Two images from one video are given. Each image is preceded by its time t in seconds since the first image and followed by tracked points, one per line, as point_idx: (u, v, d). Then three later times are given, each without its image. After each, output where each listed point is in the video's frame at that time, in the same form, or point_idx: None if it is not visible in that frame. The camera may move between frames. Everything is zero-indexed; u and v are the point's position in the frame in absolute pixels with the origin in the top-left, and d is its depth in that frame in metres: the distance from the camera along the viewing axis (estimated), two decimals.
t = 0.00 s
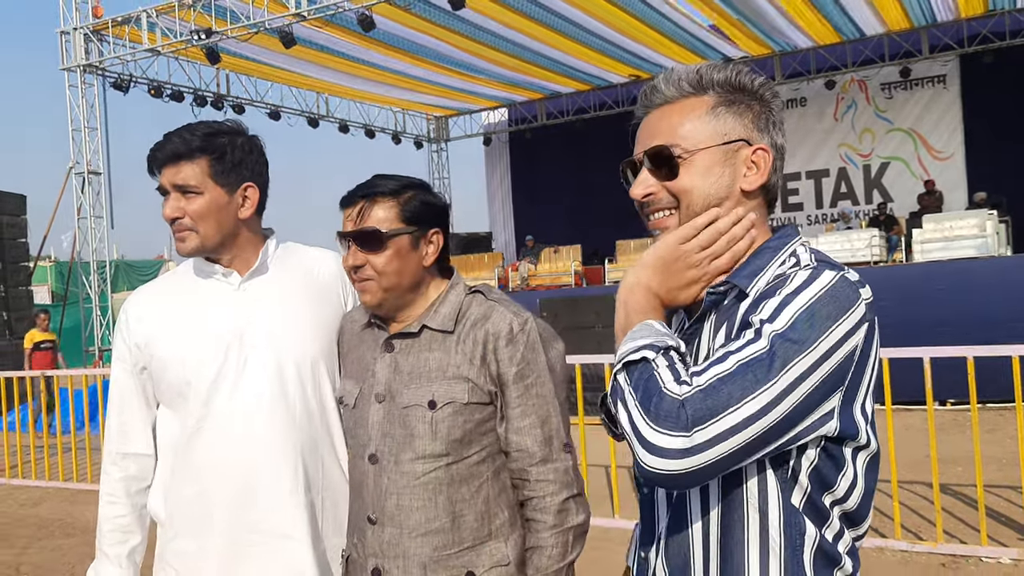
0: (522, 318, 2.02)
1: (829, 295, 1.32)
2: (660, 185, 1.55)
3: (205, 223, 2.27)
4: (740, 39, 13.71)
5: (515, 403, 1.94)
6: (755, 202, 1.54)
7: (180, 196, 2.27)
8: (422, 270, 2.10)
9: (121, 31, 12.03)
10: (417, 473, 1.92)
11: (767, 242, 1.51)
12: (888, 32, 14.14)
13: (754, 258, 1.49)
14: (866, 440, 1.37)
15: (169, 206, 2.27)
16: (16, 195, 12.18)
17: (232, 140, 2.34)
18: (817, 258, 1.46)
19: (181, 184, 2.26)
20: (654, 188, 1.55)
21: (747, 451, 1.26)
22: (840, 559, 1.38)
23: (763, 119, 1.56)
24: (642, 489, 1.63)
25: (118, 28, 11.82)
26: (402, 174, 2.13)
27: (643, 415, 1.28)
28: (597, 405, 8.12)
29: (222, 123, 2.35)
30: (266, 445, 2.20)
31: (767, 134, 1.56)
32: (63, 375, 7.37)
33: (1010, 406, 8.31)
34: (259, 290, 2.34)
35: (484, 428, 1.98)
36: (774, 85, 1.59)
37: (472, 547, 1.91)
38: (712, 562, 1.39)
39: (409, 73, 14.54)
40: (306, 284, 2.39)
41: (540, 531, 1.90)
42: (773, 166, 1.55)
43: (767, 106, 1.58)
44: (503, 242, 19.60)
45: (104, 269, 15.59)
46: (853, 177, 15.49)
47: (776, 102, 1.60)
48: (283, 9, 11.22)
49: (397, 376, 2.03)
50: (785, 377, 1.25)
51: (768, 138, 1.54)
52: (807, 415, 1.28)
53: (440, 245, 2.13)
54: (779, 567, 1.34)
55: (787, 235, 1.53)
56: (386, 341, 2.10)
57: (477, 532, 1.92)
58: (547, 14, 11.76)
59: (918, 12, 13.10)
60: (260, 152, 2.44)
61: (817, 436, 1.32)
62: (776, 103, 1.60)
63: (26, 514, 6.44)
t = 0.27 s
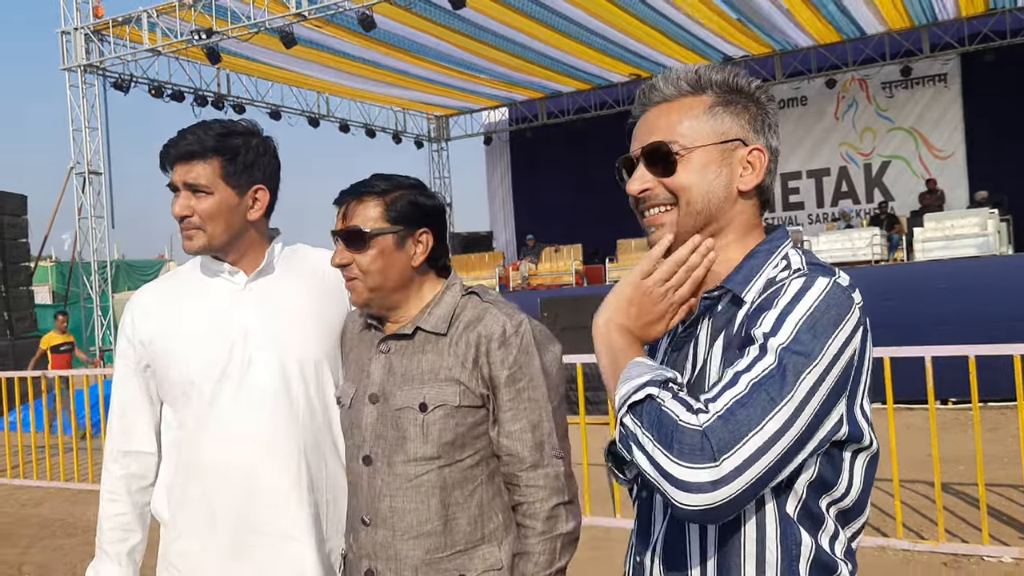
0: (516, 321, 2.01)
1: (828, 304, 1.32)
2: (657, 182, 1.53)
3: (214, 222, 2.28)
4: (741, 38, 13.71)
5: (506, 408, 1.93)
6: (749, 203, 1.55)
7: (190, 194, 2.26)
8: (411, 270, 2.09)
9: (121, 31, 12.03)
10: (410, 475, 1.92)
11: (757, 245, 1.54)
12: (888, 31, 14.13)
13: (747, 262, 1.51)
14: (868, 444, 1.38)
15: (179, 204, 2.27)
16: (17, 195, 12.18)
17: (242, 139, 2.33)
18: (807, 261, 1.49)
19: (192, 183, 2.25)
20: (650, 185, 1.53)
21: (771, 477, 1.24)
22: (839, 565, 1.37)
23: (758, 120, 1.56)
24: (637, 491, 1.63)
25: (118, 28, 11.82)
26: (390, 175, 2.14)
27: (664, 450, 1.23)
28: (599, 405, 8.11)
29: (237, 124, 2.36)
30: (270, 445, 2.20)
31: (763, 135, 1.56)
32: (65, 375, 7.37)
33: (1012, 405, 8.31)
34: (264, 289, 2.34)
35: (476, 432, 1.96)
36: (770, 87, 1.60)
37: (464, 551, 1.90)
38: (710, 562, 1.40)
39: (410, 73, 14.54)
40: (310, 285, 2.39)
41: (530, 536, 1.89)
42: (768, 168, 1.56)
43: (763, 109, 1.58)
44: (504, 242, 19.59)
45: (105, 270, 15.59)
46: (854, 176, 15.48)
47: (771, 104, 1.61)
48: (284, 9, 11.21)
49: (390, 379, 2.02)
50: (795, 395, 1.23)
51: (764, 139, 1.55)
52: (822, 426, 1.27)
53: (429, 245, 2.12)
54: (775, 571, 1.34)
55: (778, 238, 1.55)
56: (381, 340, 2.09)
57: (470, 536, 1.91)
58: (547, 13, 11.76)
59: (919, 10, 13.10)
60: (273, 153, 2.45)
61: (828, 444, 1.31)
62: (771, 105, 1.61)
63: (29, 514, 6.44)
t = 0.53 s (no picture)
0: (521, 323, 2.01)
1: (834, 333, 1.23)
2: (652, 183, 1.53)
3: (218, 221, 2.27)
4: (742, 37, 13.70)
5: (505, 409, 1.92)
6: (743, 205, 1.54)
7: (194, 191, 2.26)
8: (410, 267, 2.08)
9: (122, 31, 12.03)
10: (408, 475, 1.91)
11: (737, 250, 1.51)
12: (889, 30, 14.12)
13: (730, 264, 1.49)
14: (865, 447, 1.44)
15: (183, 202, 2.26)
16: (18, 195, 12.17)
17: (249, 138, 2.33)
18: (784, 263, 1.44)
19: (196, 181, 2.25)
20: (645, 185, 1.54)
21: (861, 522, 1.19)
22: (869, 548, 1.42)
23: (753, 122, 1.56)
24: (632, 500, 1.59)
25: (119, 27, 11.82)
26: (394, 174, 2.14)
27: None
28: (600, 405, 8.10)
29: (240, 122, 2.35)
30: (272, 445, 2.19)
31: (757, 137, 1.56)
32: (66, 375, 7.36)
33: (1014, 404, 8.30)
34: (267, 289, 2.33)
35: (476, 434, 1.95)
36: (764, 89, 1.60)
37: (460, 555, 1.90)
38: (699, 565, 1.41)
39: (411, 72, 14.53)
40: (313, 284, 2.38)
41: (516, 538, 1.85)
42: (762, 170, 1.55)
43: (757, 110, 1.58)
44: (505, 241, 19.59)
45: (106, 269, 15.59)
46: (856, 176, 15.47)
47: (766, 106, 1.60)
48: (285, 8, 11.20)
49: (392, 376, 2.01)
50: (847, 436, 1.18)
51: (758, 141, 1.55)
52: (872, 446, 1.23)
53: (428, 242, 2.10)
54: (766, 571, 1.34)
55: (758, 241, 1.51)
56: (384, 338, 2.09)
57: (466, 539, 1.91)
58: (548, 13, 11.77)
59: (920, 10, 13.10)
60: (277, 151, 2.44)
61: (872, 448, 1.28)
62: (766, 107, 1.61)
63: (29, 513, 6.44)
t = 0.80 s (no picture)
0: (523, 322, 1.98)
1: (820, 337, 1.27)
2: (636, 185, 1.55)
3: (221, 220, 2.28)
4: (743, 37, 13.69)
5: (502, 407, 1.89)
6: (728, 206, 1.56)
7: (196, 189, 2.27)
8: (415, 261, 2.08)
9: (124, 30, 12.05)
10: (405, 471, 1.91)
11: (722, 251, 1.52)
12: (891, 30, 14.11)
13: (715, 265, 1.50)
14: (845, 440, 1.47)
15: (186, 201, 2.27)
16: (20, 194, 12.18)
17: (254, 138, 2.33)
18: (767, 264, 1.46)
19: (199, 180, 2.25)
20: (629, 186, 1.55)
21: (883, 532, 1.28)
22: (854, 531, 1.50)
23: (737, 123, 1.58)
24: (623, 502, 1.58)
25: (121, 27, 11.83)
26: (407, 172, 2.15)
27: None
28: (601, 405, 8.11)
29: (242, 121, 2.35)
30: (275, 445, 2.20)
31: (742, 138, 1.57)
32: (67, 373, 7.37)
33: (1015, 404, 8.30)
34: (270, 289, 2.34)
35: (475, 433, 1.93)
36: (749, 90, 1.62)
37: (457, 554, 1.89)
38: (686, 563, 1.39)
39: (413, 72, 14.54)
40: (317, 284, 2.39)
41: (498, 535, 1.81)
42: (747, 171, 1.57)
43: (743, 111, 1.60)
44: (506, 241, 19.59)
45: (108, 269, 15.60)
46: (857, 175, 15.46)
47: (751, 108, 1.62)
48: (286, 8, 11.21)
49: (394, 373, 2.02)
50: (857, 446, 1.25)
51: (743, 143, 1.56)
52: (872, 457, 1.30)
53: (435, 239, 2.10)
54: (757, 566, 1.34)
55: (741, 241, 1.53)
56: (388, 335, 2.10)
57: (462, 540, 1.90)
58: (549, 13, 11.77)
59: (922, 10, 13.09)
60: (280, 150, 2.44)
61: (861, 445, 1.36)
62: (752, 109, 1.62)
63: (31, 512, 6.45)
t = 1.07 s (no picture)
0: (518, 323, 1.97)
1: (835, 321, 1.27)
2: (620, 190, 1.54)
3: (220, 221, 2.28)
4: (745, 37, 13.67)
5: (503, 410, 1.89)
6: (712, 206, 1.55)
7: (198, 190, 2.27)
8: (407, 262, 2.07)
9: (126, 30, 12.06)
10: (401, 474, 1.91)
11: (715, 253, 1.51)
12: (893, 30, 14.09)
13: (709, 268, 1.49)
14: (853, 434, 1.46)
15: (187, 200, 2.26)
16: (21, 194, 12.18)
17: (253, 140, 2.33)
18: (766, 265, 1.45)
19: (201, 180, 2.26)
20: (613, 192, 1.55)
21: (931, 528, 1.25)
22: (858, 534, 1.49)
23: (715, 125, 1.57)
24: (617, 505, 1.56)
25: (123, 26, 11.84)
26: (397, 172, 2.13)
27: None
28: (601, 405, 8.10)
29: (242, 121, 2.35)
30: (277, 445, 2.19)
31: (721, 139, 1.56)
32: (68, 373, 7.37)
33: (1016, 405, 8.29)
34: (271, 289, 2.33)
35: (471, 434, 1.93)
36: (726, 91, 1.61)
37: (454, 555, 1.88)
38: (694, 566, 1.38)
39: (415, 72, 14.54)
40: (317, 285, 2.39)
41: (520, 541, 1.81)
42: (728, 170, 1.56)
43: (720, 112, 1.59)
44: (507, 241, 19.59)
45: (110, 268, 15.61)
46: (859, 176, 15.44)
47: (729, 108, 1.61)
48: (288, 8, 11.22)
49: (389, 375, 2.01)
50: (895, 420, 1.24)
51: (722, 142, 1.55)
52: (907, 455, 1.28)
53: (426, 239, 2.08)
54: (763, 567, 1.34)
55: (732, 243, 1.53)
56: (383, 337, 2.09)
57: (459, 541, 1.89)
58: (551, 13, 11.77)
59: (924, 10, 13.08)
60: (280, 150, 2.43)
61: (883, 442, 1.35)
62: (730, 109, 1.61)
63: (32, 512, 6.45)
